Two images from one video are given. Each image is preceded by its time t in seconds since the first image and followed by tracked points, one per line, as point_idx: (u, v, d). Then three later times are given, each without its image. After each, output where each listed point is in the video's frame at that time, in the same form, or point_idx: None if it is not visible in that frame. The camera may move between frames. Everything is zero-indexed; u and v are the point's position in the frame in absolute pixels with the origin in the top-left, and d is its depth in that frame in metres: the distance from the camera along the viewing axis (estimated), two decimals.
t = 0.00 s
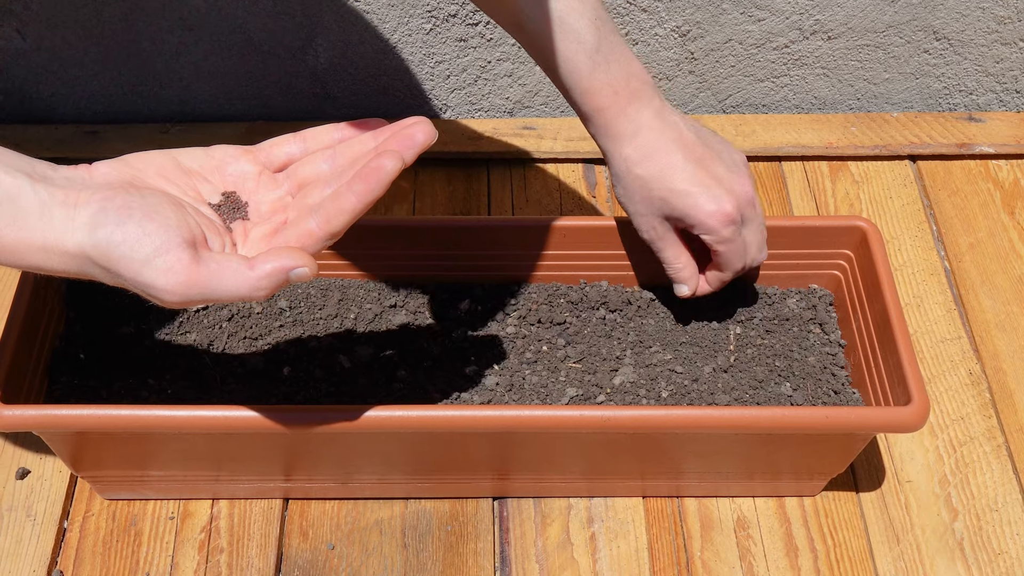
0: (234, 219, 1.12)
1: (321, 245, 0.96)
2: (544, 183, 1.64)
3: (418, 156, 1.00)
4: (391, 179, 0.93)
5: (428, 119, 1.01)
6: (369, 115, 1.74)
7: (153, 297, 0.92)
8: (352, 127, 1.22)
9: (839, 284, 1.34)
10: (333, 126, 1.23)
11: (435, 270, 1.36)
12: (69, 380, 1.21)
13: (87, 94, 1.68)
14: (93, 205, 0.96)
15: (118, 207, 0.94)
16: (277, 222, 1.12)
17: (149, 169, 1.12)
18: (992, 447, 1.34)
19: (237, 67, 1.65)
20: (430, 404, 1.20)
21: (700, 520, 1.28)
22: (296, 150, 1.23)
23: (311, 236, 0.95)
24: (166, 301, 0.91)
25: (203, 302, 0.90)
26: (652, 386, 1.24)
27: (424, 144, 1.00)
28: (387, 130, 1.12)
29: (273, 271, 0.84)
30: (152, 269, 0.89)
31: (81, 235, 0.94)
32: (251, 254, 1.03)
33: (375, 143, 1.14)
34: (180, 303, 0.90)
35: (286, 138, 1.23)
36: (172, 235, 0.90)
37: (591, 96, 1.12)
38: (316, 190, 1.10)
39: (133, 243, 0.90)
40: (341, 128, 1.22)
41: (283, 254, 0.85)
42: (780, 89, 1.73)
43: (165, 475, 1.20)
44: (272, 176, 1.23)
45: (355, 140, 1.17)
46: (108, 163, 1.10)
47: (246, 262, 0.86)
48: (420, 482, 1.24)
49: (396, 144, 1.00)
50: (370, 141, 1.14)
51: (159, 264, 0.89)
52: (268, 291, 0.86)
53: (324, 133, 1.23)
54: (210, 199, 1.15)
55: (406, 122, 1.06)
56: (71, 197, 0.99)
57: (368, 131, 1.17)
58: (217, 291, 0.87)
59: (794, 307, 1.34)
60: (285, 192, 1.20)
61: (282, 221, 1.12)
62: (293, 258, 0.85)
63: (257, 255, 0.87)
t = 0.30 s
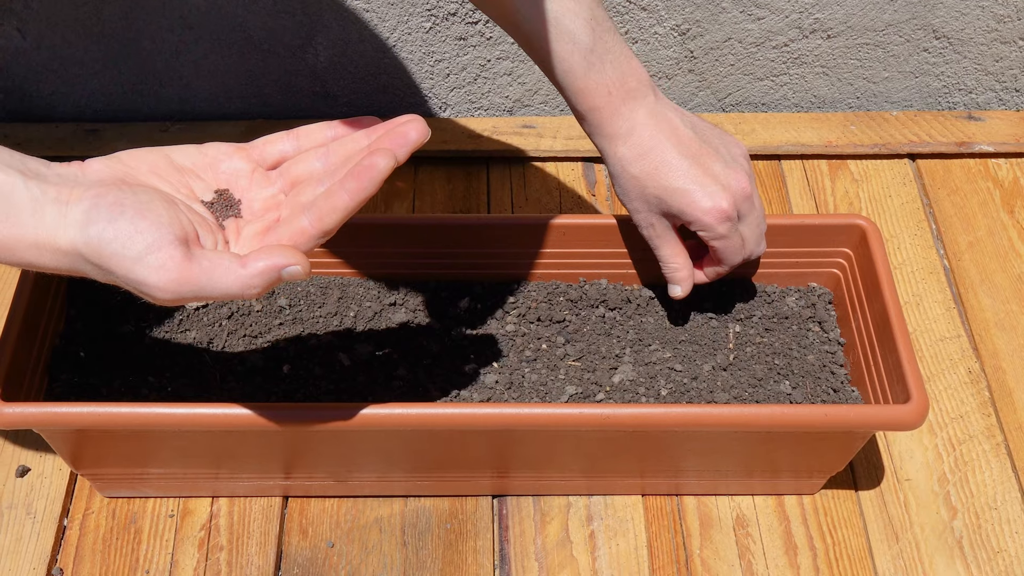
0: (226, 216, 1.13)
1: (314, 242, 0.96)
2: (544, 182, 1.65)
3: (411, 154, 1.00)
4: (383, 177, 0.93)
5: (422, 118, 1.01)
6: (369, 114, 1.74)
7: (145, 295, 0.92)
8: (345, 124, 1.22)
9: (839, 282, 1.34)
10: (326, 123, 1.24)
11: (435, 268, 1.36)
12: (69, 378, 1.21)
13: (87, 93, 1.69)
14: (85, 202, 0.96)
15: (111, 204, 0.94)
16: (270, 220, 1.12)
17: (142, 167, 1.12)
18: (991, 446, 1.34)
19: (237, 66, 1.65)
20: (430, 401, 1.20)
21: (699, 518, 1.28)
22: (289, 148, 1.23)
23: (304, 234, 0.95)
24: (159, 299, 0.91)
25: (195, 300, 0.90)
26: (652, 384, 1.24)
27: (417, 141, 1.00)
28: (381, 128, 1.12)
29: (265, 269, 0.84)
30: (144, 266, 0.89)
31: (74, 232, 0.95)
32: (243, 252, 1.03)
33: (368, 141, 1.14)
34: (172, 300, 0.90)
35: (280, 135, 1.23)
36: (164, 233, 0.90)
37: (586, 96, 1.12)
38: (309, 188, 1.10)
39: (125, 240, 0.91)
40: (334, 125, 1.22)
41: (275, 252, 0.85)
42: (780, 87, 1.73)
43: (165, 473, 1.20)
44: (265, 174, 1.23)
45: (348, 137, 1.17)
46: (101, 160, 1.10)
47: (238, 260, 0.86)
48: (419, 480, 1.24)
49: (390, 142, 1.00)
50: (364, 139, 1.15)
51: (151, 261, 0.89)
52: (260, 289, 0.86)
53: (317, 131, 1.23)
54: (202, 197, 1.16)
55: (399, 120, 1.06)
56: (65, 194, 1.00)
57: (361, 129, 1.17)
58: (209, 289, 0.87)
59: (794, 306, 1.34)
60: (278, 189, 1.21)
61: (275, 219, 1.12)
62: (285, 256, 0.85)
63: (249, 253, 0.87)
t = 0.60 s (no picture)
0: (224, 215, 1.12)
1: (313, 240, 0.95)
2: (543, 182, 1.65)
3: (410, 152, 0.99)
4: (382, 175, 0.93)
5: (421, 115, 1.01)
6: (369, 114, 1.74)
7: (143, 293, 0.92)
8: (344, 121, 1.22)
9: (839, 282, 1.34)
10: (324, 122, 1.23)
11: (435, 268, 1.36)
12: (69, 378, 1.21)
13: (87, 93, 1.69)
14: (83, 199, 0.96)
15: (108, 202, 0.94)
16: (268, 218, 1.12)
17: (140, 165, 1.12)
18: (991, 446, 1.34)
19: (236, 66, 1.65)
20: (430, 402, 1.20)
21: (699, 519, 1.28)
22: (288, 146, 1.23)
23: (302, 232, 0.95)
24: (156, 297, 0.91)
25: (192, 298, 0.90)
26: (652, 385, 1.24)
27: (416, 139, 0.99)
28: (380, 126, 1.12)
29: (264, 267, 0.84)
30: (142, 264, 0.89)
31: (71, 230, 0.95)
32: (242, 250, 1.03)
33: (366, 138, 1.14)
34: (169, 299, 0.90)
35: (279, 133, 1.23)
36: (162, 230, 0.90)
37: (575, 101, 1.12)
38: (307, 186, 1.10)
39: (122, 238, 0.91)
40: (334, 122, 1.22)
41: (274, 250, 0.85)
42: (780, 87, 1.73)
43: (165, 473, 1.20)
44: (263, 171, 1.23)
45: (347, 135, 1.16)
46: (99, 158, 1.10)
47: (236, 258, 0.86)
48: (420, 480, 1.24)
49: (389, 140, 1.00)
50: (363, 137, 1.14)
51: (149, 259, 0.89)
52: (258, 287, 0.86)
53: (316, 129, 1.23)
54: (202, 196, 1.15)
55: (398, 117, 1.06)
56: (62, 191, 1.00)
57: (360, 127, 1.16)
58: (207, 287, 0.87)
59: (794, 306, 1.34)
60: (276, 187, 1.20)
61: (273, 217, 1.12)
62: (284, 253, 0.85)
63: (248, 251, 0.87)
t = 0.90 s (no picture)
0: (219, 220, 1.12)
1: (307, 245, 0.96)
2: (543, 185, 1.65)
3: (404, 156, 1.00)
4: (376, 180, 0.94)
5: (415, 120, 1.01)
6: (369, 116, 1.74)
7: (135, 298, 0.92)
8: (339, 127, 1.22)
9: (839, 285, 1.34)
10: (319, 127, 1.23)
11: (435, 271, 1.36)
12: (69, 381, 1.21)
13: (87, 95, 1.69)
14: (76, 204, 0.96)
15: (101, 207, 0.94)
16: (263, 222, 1.12)
17: (134, 169, 1.12)
18: (991, 449, 1.34)
19: (236, 68, 1.65)
20: (429, 404, 1.20)
21: (699, 522, 1.28)
22: (283, 150, 1.22)
23: (296, 237, 0.95)
24: (149, 302, 0.91)
25: (185, 303, 0.90)
26: (652, 387, 1.24)
27: (411, 144, 1.00)
28: (375, 130, 1.12)
29: (258, 272, 0.84)
30: (135, 269, 0.89)
31: (64, 234, 0.95)
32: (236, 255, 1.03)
33: (361, 143, 1.13)
34: (163, 304, 0.90)
35: (274, 137, 1.22)
36: (156, 235, 0.91)
37: (561, 133, 1.12)
38: (302, 191, 1.10)
39: (116, 242, 0.91)
40: (328, 127, 1.22)
41: (268, 255, 0.85)
42: (780, 90, 1.73)
43: (164, 476, 1.20)
44: (258, 176, 1.23)
45: (341, 140, 1.16)
46: (93, 163, 1.10)
47: (230, 263, 0.86)
48: (419, 483, 1.24)
49: (383, 145, 1.00)
50: (357, 141, 1.14)
51: (142, 263, 0.89)
52: (252, 292, 0.86)
53: (311, 133, 1.23)
54: (196, 200, 1.15)
55: (392, 122, 1.06)
56: (56, 196, 1.00)
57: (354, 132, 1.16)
58: (200, 292, 0.87)
59: (793, 308, 1.34)
60: (271, 192, 1.20)
61: (268, 222, 1.12)
62: (278, 259, 0.85)
63: (241, 256, 0.87)
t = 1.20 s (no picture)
0: (213, 228, 1.12)
1: (302, 254, 0.96)
2: (544, 189, 1.65)
3: (399, 165, 0.99)
4: (371, 189, 0.94)
5: (411, 129, 1.01)
6: (369, 120, 1.74)
7: (129, 307, 0.92)
8: (333, 136, 1.22)
9: (838, 289, 1.34)
10: (314, 135, 1.23)
11: (435, 275, 1.36)
12: (69, 385, 1.21)
13: (86, 99, 1.69)
14: (70, 214, 0.96)
15: (95, 216, 0.95)
16: (258, 232, 1.12)
17: (128, 178, 1.13)
18: (990, 453, 1.34)
19: (236, 72, 1.65)
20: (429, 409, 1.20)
21: (699, 526, 1.28)
22: (278, 159, 1.22)
23: (292, 247, 0.95)
24: (143, 311, 0.91)
25: (179, 312, 0.89)
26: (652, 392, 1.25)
27: (406, 153, 1.00)
28: (370, 138, 1.12)
29: (252, 281, 0.84)
30: (129, 278, 0.89)
31: (58, 243, 0.95)
32: (230, 264, 1.03)
33: (357, 151, 1.13)
34: (157, 313, 0.90)
35: (269, 146, 1.22)
36: (150, 244, 0.91)
37: (559, 152, 1.12)
38: (297, 200, 1.10)
39: (109, 252, 0.91)
40: (323, 136, 1.22)
41: (262, 265, 0.85)
42: (779, 94, 1.73)
43: (164, 480, 1.20)
44: (253, 185, 1.22)
45: (337, 149, 1.16)
46: (87, 171, 1.11)
47: (225, 273, 0.86)
48: (419, 487, 1.24)
49: (378, 154, 1.00)
50: (353, 150, 1.14)
51: (135, 273, 0.89)
52: (246, 302, 0.86)
53: (306, 143, 1.23)
54: (191, 208, 1.16)
55: (387, 130, 1.06)
56: (50, 205, 1.00)
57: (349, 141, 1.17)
58: (194, 301, 0.87)
59: (793, 312, 1.34)
60: (266, 201, 1.20)
61: (263, 231, 1.12)
62: (272, 268, 0.85)
63: (236, 266, 0.87)
